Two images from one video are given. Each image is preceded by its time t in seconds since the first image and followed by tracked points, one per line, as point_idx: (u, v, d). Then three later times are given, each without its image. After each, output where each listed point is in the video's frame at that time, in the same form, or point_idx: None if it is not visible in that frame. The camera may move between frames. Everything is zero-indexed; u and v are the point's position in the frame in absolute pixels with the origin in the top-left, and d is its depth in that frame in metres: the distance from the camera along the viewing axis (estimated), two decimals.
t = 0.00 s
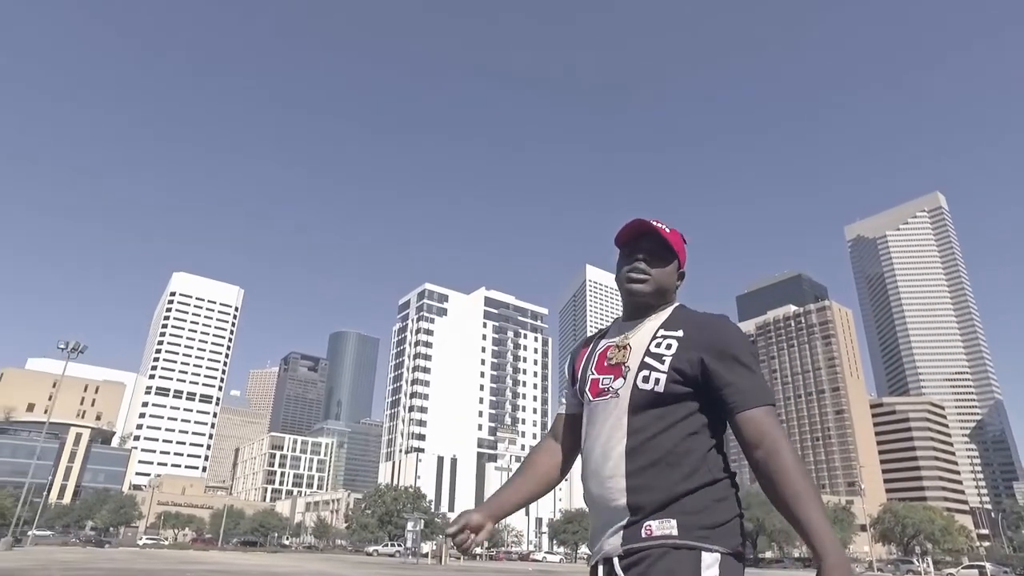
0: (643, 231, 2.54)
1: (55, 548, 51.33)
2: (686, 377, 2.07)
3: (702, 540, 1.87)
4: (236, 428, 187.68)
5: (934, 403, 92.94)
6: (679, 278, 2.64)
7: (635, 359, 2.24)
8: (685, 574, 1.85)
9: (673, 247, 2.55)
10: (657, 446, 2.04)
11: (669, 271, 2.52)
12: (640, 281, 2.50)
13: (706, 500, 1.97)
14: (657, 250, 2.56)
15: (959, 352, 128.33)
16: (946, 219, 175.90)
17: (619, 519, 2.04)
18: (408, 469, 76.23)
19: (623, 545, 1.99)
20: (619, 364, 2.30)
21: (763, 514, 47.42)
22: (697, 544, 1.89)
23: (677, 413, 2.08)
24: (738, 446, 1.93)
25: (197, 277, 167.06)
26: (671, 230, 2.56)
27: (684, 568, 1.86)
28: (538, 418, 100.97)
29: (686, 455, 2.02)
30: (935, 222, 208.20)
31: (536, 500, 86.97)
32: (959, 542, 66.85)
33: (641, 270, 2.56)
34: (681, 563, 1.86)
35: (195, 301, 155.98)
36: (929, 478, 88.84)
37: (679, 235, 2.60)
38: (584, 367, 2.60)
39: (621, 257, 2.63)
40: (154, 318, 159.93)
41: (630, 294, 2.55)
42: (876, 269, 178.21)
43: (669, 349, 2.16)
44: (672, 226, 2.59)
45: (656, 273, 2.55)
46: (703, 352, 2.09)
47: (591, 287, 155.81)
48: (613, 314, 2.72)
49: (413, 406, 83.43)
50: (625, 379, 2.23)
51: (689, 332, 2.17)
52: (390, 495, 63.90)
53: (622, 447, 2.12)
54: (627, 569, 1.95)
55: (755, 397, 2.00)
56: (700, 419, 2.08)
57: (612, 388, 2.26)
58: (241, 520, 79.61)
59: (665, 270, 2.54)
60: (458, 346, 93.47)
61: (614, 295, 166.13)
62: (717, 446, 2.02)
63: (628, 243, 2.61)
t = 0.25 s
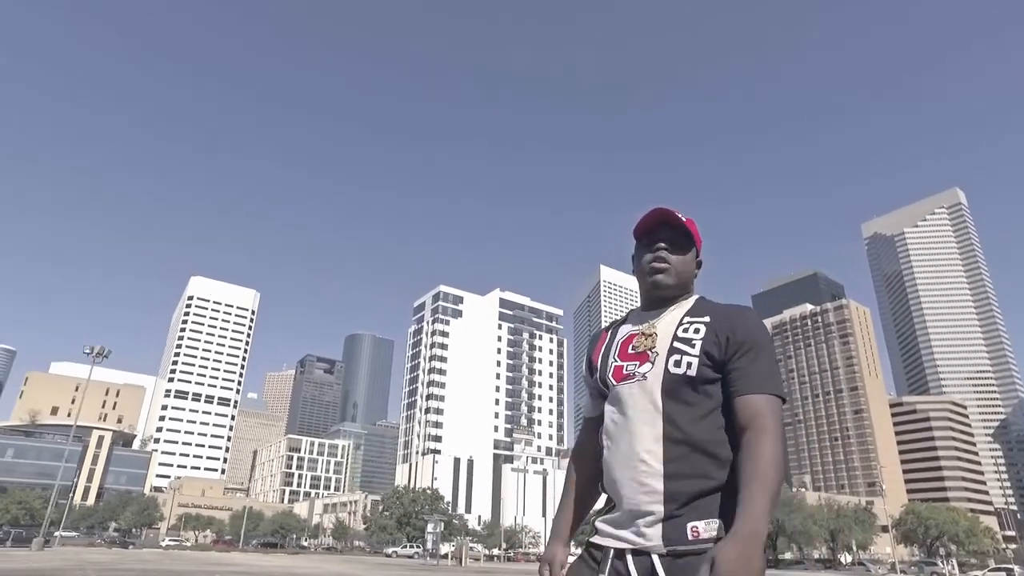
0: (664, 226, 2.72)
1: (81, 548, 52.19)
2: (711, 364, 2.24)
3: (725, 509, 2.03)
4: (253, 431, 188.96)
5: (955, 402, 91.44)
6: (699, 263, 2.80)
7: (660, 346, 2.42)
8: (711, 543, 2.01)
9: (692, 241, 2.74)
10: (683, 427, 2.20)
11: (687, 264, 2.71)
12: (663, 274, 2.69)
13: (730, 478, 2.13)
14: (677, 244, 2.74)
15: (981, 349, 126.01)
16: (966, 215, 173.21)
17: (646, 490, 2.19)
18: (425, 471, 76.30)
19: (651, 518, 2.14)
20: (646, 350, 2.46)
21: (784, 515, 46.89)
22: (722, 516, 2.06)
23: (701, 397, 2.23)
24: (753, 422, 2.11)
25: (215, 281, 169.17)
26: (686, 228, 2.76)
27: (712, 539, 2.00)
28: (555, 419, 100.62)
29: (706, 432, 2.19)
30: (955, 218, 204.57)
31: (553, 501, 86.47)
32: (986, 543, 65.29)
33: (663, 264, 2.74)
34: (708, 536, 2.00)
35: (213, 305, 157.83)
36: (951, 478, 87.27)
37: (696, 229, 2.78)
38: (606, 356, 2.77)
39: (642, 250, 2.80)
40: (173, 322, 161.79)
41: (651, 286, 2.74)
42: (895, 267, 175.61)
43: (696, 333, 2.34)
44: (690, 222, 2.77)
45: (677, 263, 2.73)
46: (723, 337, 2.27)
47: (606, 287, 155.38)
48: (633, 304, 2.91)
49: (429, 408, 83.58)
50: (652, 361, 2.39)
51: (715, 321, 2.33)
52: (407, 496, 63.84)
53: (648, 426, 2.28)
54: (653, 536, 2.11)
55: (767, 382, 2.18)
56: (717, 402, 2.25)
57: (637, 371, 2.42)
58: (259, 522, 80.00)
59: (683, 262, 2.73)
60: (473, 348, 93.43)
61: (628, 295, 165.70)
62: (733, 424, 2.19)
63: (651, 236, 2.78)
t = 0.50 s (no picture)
0: (660, 240, 2.58)
1: (109, 549, 53.23)
2: (723, 385, 2.12)
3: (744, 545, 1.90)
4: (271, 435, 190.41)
5: (979, 401, 89.67)
6: (694, 276, 2.68)
7: (670, 366, 2.26)
8: None
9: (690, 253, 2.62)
10: (694, 454, 2.07)
11: (687, 279, 2.59)
12: (665, 284, 2.53)
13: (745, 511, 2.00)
14: (676, 254, 2.61)
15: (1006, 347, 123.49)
16: (989, 210, 169.94)
17: (651, 523, 2.05)
18: (443, 473, 76.84)
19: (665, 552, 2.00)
20: (654, 370, 2.30)
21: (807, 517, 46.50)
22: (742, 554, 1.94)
23: (708, 423, 2.12)
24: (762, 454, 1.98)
25: (234, 286, 171.04)
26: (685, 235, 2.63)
27: None
28: (572, 421, 100.31)
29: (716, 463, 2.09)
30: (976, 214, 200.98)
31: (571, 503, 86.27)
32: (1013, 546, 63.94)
33: (663, 275, 2.57)
34: None
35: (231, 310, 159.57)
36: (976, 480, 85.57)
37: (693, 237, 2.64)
38: (603, 374, 2.62)
39: (637, 262, 2.67)
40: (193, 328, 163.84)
41: (652, 303, 2.59)
42: (915, 265, 172.71)
43: (704, 356, 2.23)
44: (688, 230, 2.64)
45: (680, 274, 2.59)
46: (729, 360, 2.17)
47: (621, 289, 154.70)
48: (627, 320, 2.77)
49: (446, 410, 84.05)
50: (660, 381, 2.26)
51: (724, 342, 2.22)
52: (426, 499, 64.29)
53: (658, 454, 2.14)
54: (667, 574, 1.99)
55: (776, 406, 2.07)
56: (725, 429, 2.14)
57: (645, 392, 2.28)
58: (280, 525, 80.91)
59: (684, 277, 2.59)
60: (490, 351, 93.76)
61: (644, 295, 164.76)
62: (743, 449, 2.06)
63: (645, 250, 2.65)
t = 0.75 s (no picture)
0: (641, 239, 2.77)
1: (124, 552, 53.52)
2: (707, 376, 2.21)
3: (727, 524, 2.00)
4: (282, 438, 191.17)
5: (994, 402, 88.61)
6: (680, 272, 2.74)
7: (656, 355, 2.36)
8: (712, 556, 1.96)
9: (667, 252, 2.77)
10: (683, 439, 2.15)
11: (669, 281, 2.73)
12: (647, 285, 2.68)
13: (727, 492, 2.12)
14: (657, 252, 2.76)
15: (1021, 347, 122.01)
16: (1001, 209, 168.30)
17: (639, 504, 2.11)
18: (455, 476, 76.93)
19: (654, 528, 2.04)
20: (639, 359, 2.38)
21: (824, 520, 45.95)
22: (725, 530, 2.02)
23: (699, 408, 2.21)
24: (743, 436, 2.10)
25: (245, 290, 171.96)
26: (666, 234, 2.78)
27: (705, 543, 1.97)
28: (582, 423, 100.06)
29: (707, 446, 2.15)
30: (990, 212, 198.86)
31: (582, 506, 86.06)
32: None
33: (645, 275, 2.73)
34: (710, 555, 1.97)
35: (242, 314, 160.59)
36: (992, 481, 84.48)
37: (672, 236, 2.81)
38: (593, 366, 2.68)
39: (620, 260, 2.81)
40: (204, 332, 164.93)
41: (633, 296, 2.70)
42: (927, 265, 171.13)
43: (691, 348, 2.32)
44: (664, 228, 2.82)
45: (660, 275, 2.73)
46: (715, 350, 2.26)
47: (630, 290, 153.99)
48: (615, 311, 2.86)
49: (457, 413, 84.19)
50: (644, 372, 2.34)
51: (708, 335, 2.31)
52: (438, 501, 64.35)
53: (646, 439, 2.22)
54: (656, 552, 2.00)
55: (761, 394, 2.15)
56: (711, 414, 2.23)
57: (632, 380, 2.35)
58: (293, 528, 81.24)
59: (666, 275, 2.75)
60: (500, 354, 93.80)
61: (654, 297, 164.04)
62: (729, 434, 2.16)
63: (629, 245, 2.78)
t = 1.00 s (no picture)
0: (648, 242, 2.68)
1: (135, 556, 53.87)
2: (710, 386, 2.24)
3: (726, 532, 2.04)
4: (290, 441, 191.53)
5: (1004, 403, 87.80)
6: (687, 276, 2.76)
7: (656, 366, 2.39)
8: (708, 562, 2.01)
9: (678, 255, 2.70)
10: (684, 449, 2.19)
11: (675, 287, 2.67)
12: (653, 290, 2.64)
13: (732, 502, 2.14)
14: (664, 258, 2.69)
15: None
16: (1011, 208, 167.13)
17: (640, 513, 2.17)
18: (462, 479, 76.97)
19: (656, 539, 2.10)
20: (641, 368, 2.41)
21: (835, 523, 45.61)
22: (722, 537, 2.06)
23: (702, 417, 2.23)
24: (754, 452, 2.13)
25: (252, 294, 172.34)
26: (677, 236, 2.70)
27: (699, 549, 2.03)
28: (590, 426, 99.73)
29: (708, 455, 2.18)
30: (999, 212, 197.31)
31: (590, 509, 85.82)
32: None
33: (652, 281, 2.67)
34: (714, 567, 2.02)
35: (250, 318, 161.26)
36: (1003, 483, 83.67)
37: (682, 238, 2.72)
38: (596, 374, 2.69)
39: (627, 262, 2.75)
40: (212, 336, 165.47)
41: (638, 303, 2.68)
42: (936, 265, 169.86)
43: (695, 356, 2.34)
44: (674, 229, 2.73)
45: (667, 282, 2.67)
46: (722, 361, 2.27)
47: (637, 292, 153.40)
48: (622, 317, 2.85)
49: (464, 416, 84.23)
50: (647, 382, 2.37)
51: (716, 343, 2.31)
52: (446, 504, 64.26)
53: (646, 448, 2.26)
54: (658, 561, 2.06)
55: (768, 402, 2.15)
56: (714, 422, 2.25)
57: (634, 390, 2.39)
58: (302, 531, 81.35)
59: (676, 278, 2.68)
60: (508, 357, 93.74)
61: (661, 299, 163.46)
62: (733, 448, 2.21)
63: (637, 248, 2.72)
